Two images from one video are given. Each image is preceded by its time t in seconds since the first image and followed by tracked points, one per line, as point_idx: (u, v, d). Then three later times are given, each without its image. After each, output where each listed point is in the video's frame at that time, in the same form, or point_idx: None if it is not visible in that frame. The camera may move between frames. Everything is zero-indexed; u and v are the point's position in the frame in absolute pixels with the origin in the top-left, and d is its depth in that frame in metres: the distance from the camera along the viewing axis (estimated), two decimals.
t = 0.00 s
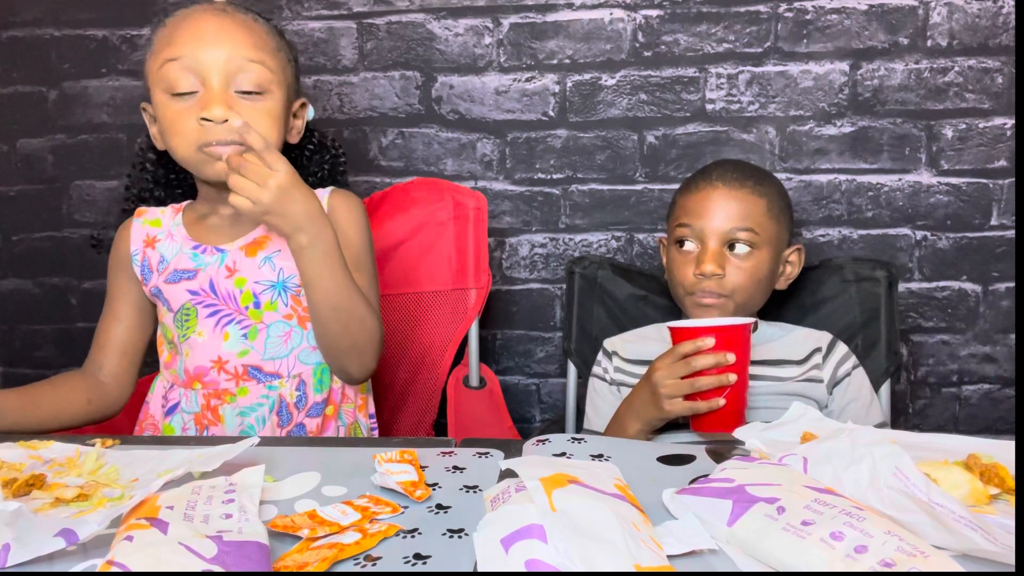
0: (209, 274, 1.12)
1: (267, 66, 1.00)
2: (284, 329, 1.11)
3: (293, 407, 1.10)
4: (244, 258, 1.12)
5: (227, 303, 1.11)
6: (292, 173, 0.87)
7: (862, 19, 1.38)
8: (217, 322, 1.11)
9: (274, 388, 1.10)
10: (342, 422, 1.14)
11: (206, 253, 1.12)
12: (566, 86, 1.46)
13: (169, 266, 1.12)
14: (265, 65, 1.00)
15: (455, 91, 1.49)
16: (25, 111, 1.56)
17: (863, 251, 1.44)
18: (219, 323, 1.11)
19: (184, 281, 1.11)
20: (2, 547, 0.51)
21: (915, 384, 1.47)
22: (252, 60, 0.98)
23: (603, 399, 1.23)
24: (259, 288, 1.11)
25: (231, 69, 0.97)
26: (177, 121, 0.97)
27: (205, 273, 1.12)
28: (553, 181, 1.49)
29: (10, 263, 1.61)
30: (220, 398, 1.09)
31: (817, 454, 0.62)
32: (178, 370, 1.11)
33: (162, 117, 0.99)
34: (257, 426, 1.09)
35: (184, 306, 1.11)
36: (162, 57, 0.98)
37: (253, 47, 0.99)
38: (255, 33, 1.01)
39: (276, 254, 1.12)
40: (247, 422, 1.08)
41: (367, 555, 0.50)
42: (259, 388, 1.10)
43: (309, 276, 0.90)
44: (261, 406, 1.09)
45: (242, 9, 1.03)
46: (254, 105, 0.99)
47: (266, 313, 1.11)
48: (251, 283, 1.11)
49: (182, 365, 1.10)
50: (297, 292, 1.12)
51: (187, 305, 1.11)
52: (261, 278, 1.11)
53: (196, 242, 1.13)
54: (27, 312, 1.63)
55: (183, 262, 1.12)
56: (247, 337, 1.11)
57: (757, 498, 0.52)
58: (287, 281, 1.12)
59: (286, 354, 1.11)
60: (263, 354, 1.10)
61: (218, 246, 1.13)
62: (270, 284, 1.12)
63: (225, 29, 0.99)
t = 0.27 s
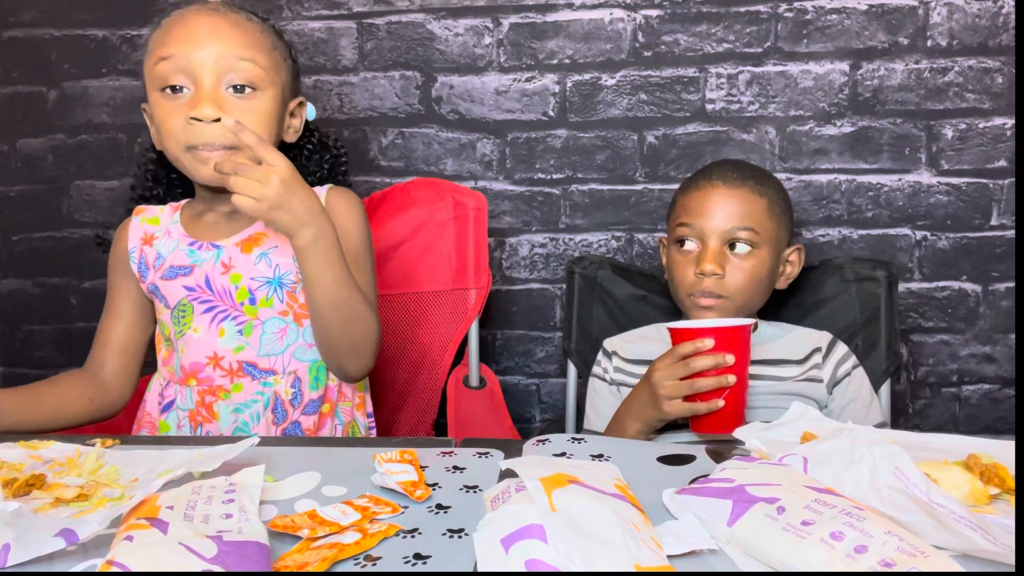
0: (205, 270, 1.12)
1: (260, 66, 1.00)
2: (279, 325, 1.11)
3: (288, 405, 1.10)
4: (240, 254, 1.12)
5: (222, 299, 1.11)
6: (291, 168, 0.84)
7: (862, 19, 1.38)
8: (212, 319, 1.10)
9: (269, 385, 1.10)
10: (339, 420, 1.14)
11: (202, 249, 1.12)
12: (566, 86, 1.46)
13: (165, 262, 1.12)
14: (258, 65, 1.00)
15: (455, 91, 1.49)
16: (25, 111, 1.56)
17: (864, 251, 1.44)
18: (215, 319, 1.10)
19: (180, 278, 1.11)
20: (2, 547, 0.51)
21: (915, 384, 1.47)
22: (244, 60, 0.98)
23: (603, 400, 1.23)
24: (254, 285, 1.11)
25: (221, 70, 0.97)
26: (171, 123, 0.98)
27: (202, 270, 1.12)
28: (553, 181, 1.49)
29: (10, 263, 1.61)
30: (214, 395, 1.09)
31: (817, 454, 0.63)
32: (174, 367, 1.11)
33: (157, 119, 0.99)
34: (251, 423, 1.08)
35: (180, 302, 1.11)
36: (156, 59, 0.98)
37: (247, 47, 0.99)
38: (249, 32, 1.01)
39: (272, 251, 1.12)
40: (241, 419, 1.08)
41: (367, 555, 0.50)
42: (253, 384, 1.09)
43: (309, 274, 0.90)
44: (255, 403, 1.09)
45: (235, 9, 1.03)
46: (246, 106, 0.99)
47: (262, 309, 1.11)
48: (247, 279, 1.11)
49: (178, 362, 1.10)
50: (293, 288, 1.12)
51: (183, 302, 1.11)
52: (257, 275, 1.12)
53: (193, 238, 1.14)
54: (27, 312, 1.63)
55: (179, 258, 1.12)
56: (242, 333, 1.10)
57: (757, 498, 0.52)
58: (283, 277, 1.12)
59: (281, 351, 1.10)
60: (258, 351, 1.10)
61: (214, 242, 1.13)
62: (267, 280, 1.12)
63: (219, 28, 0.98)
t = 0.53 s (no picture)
0: (205, 269, 1.12)
1: (248, 71, 1.00)
2: (279, 324, 1.11)
3: (287, 403, 1.10)
4: (240, 253, 1.12)
5: (222, 297, 1.11)
6: (287, 168, 0.85)
7: (862, 19, 1.38)
8: (212, 317, 1.10)
9: (268, 382, 1.10)
10: (338, 420, 1.14)
11: (203, 248, 1.13)
12: (566, 86, 1.46)
13: (166, 262, 1.12)
14: (248, 67, 0.99)
15: (455, 91, 1.49)
16: (25, 111, 1.56)
17: (864, 251, 1.44)
18: (215, 317, 1.10)
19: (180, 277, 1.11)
20: (2, 547, 0.51)
21: (915, 384, 1.47)
22: (233, 63, 0.98)
23: (602, 399, 1.23)
24: (254, 283, 1.11)
25: (209, 77, 0.97)
26: (162, 132, 0.98)
27: (202, 269, 1.12)
28: (553, 181, 1.49)
29: (10, 263, 1.61)
30: (213, 393, 1.09)
31: (817, 454, 0.63)
32: (174, 365, 1.11)
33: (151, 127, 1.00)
34: (250, 421, 1.09)
35: (180, 301, 1.11)
36: (147, 68, 0.98)
37: (237, 48, 0.99)
38: (238, 36, 1.00)
39: (272, 249, 1.12)
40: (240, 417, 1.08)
41: (367, 555, 0.50)
42: (252, 382, 1.09)
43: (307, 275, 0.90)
44: (254, 401, 1.09)
45: (225, 12, 1.02)
46: (235, 111, 0.99)
47: (261, 307, 1.11)
48: (247, 277, 1.11)
49: (176, 360, 1.10)
50: (293, 287, 1.12)
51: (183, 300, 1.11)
52: (257, 273, 1.11)
53: (194, 237, 1.14)
54: (27, 312, 1.62)
55: (180, 257, 1.12)
56: (241, 331, 1.10)
57: (757, 498, 0.52)
58: (283, 275, 1.12)
59: (280, 349, 1.10)
60: (257, 349, 1.10)
61: (214, 241, 1.13)
62: (267, 278, 1.12)
63: (208, 33, 0.98)
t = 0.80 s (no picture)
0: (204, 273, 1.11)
1: (225, 76, 0.98)
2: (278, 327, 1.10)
3: (288, 406, 1.10)
4: (238, 257, 1.11)
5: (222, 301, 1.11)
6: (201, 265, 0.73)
7: (862, 19, 1.38)
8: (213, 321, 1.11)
9: (269, 386, 1.10)
10: (341, 421, 1.13)
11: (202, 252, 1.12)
12: (566, 86, 1.46)
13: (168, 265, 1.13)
14: (225, 73, 0.98)
15: (455, 91, 1.49)
16: (25, 111, 1.56)
17: (864, 251, 1.44)
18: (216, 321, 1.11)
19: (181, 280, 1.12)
20: (2, 547, 0.51)
21: (915, 384, 1.47)
22: (210, 70, 0.97)
23: (602, 399, 1.23)
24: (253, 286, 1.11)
25: (187, 89, 0.95)
26: (152, 148, 0.98)
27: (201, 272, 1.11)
28: (553, 181, 1.49)
29: (10, 263, 1.61)
30: (217, 395, 1.10)
31: (817, 454, 0.63)
32: (178, 367, 1.12)
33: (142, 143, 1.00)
34: (252, 423, 1.09)
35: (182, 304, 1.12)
36: (130, 85, 0.98)
37: (213, 53, 0.97)
38: (215, 43, 0.98)
39: (269, 253, 1.12)
40: (242, 420, 1.09)
41: (367, 555, 0.50)
42: (253, 386, 1.10)
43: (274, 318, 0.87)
44: (255, 404, 1.10)
45: (199, 15, 1.01)
46: (217, 120, 0.98)
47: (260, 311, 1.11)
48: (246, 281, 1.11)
49: (181, 362, 1.12)
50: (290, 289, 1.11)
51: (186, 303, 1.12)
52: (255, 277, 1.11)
53: (196, 242, 1.14)
54: (27, 312, 1.62)
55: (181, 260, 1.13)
56: (241, 336, 1.09)
57: (756, 498, 0.52)
58: (280, 279, 1.12)
59: (279, 352, 1.09)
60: (257, 352, 1.09)
61: (213, 245, 1.13)
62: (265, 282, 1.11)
63: (184, 44, 0.96)
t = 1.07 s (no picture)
0: (190, 277, 1.11)
1: (203, 71, 0.98)
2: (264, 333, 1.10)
3: (277, 413, 1.10)
4: (223, 262, 1.11)
5: (207, 307, 1.11)
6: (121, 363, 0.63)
7: (862, 19, 1.38)
8: (199, 327, 1.11)
9: (257, 393, 1.09)
10: (331, 425, 1.16)
11: (188, 256, 1.12)
12: (566, 86, 1.46)
13: (155, 268, 1.13)
14: (202, 69, 0.97)
15: (455, 91, 1.49)
16: (26, 111, 1.56)
17: (864, 251, 1.44)
18: (201, 327, 1.11)
19: (167, 283, 1.12)
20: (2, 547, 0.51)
21: (915, 384, 1.47)
22: (188, 66, 0.97)
23: (596, 400, 1.25)
24: (238, 293, 1.10)
25: (165, 87, 0.95)
26: (137, 151, 0.99)
27: (187, 277, 1.11)
28: (553, 181, 1.49)
29: (10, 263, 1.61)
30: (202, 403, 1.09)
31: (817, 454, 0.63)
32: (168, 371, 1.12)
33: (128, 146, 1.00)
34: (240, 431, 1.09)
35: (166, 308, 1.12)
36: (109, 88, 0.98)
37: (190, 49, 0.97)
38: (190, 37, 0.98)
39: (254, 259, 1.10)
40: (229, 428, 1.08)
41: (367, 555, 0.50)
42: (241, 394, 1.08)
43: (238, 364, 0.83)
44: (243, 411, 1.09)
45: (173, 11, 1.00)
46: (199, 116, 0.98)
47: (245, 317, 1.10)
48: (230, 288, 1.10)
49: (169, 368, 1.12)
50: (276, 295, 1.10)
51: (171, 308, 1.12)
52: (240, 283, 1.10)
53: (182, 245, 1.14)
54: (27, 312, 1.62)
55: (167, 263, 1.13)
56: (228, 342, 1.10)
57: (757, 498, 0.52)
58: (265, 284, 1.10)
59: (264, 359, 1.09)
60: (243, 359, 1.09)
61: (199, 249, 1.12)
62: (250, 287, 1.10)
63: (158, 40, 0.96)
